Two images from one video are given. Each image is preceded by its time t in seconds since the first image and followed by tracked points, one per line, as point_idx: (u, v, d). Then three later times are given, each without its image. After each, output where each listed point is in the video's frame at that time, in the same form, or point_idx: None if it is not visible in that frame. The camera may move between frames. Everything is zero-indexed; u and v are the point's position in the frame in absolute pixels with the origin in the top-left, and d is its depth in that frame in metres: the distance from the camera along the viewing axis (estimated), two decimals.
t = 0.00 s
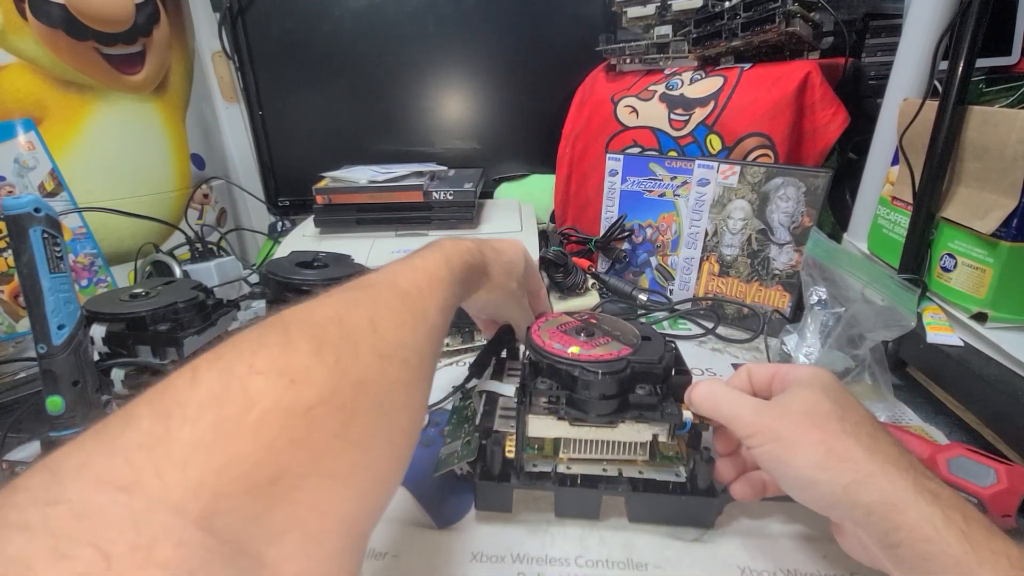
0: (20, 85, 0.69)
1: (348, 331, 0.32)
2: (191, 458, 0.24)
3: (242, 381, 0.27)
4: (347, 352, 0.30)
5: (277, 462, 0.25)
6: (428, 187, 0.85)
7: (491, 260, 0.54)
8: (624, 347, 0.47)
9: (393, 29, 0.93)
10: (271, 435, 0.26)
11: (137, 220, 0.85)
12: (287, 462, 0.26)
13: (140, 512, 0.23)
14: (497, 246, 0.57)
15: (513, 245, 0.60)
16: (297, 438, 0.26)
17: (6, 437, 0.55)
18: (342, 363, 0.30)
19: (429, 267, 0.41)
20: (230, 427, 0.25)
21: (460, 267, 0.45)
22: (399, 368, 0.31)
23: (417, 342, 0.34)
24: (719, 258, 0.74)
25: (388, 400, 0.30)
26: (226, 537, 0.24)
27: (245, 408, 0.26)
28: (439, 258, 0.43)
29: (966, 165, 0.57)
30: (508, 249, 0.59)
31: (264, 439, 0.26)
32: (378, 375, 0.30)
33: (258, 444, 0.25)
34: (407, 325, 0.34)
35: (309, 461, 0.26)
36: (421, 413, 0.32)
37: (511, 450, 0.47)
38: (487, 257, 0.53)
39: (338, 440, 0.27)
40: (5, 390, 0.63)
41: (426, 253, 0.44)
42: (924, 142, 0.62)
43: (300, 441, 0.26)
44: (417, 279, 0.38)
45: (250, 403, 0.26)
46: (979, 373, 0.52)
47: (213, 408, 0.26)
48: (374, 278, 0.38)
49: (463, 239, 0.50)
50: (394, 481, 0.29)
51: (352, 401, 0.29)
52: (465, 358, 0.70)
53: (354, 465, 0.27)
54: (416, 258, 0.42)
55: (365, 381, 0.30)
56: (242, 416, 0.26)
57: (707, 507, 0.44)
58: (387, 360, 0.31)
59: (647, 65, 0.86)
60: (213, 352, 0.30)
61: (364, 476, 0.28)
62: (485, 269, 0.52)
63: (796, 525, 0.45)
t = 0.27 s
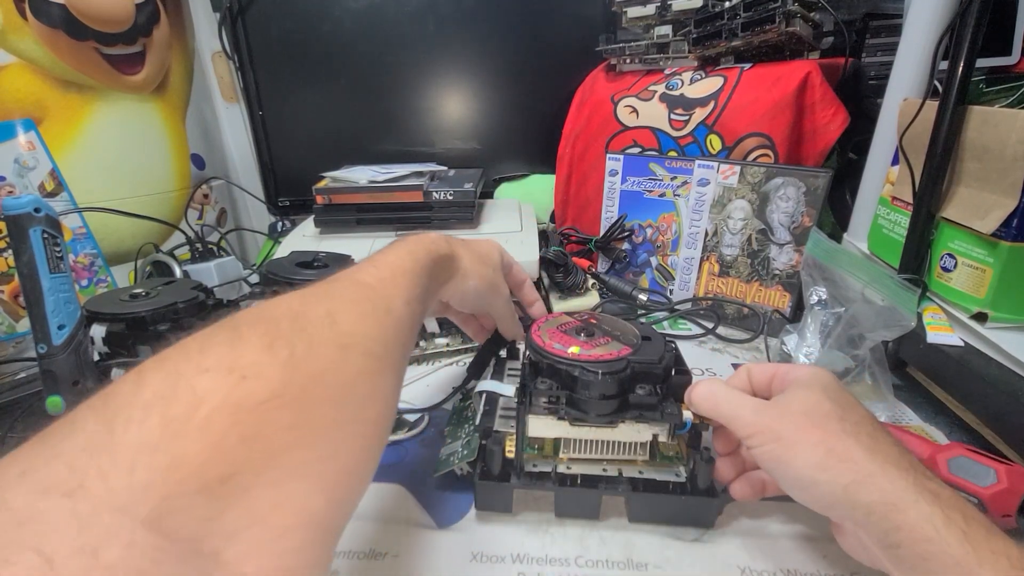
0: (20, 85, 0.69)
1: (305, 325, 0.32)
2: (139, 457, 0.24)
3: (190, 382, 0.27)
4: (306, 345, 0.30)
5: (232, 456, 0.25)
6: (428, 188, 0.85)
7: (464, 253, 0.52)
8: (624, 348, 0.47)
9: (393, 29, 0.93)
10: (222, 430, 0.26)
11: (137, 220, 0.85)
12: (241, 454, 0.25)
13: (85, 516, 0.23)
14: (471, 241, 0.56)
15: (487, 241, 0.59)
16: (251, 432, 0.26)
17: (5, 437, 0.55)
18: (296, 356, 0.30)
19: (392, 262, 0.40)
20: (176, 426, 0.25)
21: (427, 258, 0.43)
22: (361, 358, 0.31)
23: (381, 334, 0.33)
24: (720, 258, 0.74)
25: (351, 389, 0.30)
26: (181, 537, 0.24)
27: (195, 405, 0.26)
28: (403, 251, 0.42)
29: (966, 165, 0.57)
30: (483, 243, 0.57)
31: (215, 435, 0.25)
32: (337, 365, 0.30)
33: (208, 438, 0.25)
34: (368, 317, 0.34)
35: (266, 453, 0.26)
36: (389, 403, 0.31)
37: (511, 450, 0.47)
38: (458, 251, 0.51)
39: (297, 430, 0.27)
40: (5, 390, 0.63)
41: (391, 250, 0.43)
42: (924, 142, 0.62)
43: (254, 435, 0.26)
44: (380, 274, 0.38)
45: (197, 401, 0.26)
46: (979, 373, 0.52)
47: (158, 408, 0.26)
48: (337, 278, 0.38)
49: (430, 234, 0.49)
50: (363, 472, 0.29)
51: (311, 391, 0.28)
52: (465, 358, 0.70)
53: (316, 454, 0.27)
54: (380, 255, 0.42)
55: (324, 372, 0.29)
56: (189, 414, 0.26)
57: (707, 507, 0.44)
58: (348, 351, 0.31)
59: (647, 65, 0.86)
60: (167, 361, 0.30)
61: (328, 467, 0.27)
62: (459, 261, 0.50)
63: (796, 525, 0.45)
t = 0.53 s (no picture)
0: (20, 85, 0.69)
1: (254, 342, 0.32)
2: (70, 494, 0.25)
3: (124, 412, 0.28)
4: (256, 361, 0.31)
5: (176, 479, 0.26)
6: (428, 188, 0.85)
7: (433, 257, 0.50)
8: (624, 348, 0.47)
9: (394, 29, 0.93)
10: (161, 456, 0.26)
11: (137, 220, 0.85)
12: (186, 477, 0.26)
13: (14, 556, 0.24)
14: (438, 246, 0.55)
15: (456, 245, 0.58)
16: (194, 455, 0.26)
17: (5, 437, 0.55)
18: (239, 374, 0.30)
19: (348, 277, 0.40)
20: (109, 459, 0.26)
21: (385, 268, 0.42)
22: (314, 370, 0.32)
23: (337, 343, 0.34)
24: (719, 258, 0.74)
25: (304, 402, 0.30)
26: (118, 569, 0.24)
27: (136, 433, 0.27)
28: (359, 267, 0.41)
29: (966, 165, 0.57)
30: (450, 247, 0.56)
31: (155, 462, 0.26)
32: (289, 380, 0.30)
33: (147, 466, 0.26)
34: (322, 328, 0.34)
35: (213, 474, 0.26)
36: (347, 412, 0.32)
37: (511, 450, 0.47)
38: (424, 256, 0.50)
39: (243, 450, 0.27)
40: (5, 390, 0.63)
41: (347, 266, 0.42)
42: (924, 142, 0.62)
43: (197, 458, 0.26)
44: (338, 286, 0.39)
45: (132, 431, 0.27)
46: (979, 373, 0.52)
47: (89, 442, 0.26)
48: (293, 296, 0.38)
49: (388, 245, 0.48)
50: (320, 486, 0.29)
51: (258, 409, 0.29)
52: (465, 358, 0.69)
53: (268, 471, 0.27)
54: (335, 273, 0.41)
55: (273, 387, 0.30)
56: (124, 445, 0.26)
57: (707, 507, 0.44)
58: (299, 363, 0.31)
59: (647, 65, 0.86)
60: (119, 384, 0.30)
61: (280, 484, 0.27)
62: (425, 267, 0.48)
63: (794, 525, 0.45)
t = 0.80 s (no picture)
0: (20, 85, 0.69)
1: (218, 373, 0.32)
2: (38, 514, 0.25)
3: (74, 452, 0.27)
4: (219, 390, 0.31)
5: (126, 516, 0.25)
6: (428, 188, 0.85)
7: (415, 271, 0.54)
8: (624, 348, 0.47)
9: (394, 29, 0.93)
10: (107, 495, 0.26)
11: (137, 220, 0.85)
12: (137, 515, 0.26)
13: None
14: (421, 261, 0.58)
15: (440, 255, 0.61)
16: (145, 493, 0.26)
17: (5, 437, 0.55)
18: (197, 406, 0.30)
19: (326, 296, 0.42)
20: (52, 502, 0.25)
21: (365, 285, 0.45)
22: (279, 396, 0.32)
23: (303, 369, 0.34)
24: (720, 258, 0.74)
25: (265, 432, 0.30)
26: None
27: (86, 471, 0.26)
28: (339, 284, 0.45)
29: (966, 165, 0.57)
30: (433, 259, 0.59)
31: (102, 499, 0.26)
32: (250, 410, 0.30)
33: (93, 506, 0.25)
34: (287, 355, 0.34)
35: (166, 510, 0.26)
36: (313, 440, 0.31)
37: (511, 450, 0.47)
38: (408, 272, 0.53)
39: (197, 485, 0.27)
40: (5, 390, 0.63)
41: (331, 284, 0.45)
42: (924, 142, 0.62)
43: (147, 496, 0.26)
44: (311, 312, 0.39)
45: (80, 470, 0.26)
46: (980, 373, 0.52)
47: (66, 456, 0.27)
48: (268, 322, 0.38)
49: (374, 263, 0.52)
50: (280, 518, 0.28)
51: (215, 441, 0.29)
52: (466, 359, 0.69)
53: (223, 505, 0.27)
54: (317, 292, 0.43)
55: (232, 416, 0.30)
56: (70, 485, 0.26)
57: (707, 507, 0.44)
58: (262, 391, 0.31)
59: (647, 65, 0.86)
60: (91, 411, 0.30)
61: (238, 519, 0.27)
62: (409, 282, 0.52)
63: (794, 525, 0.45)
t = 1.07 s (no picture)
0: (20, 85, 0.69)
1: (263, 394, 0.31)
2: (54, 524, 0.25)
3: (119, 475, 0.26)
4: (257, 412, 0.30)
5: (170, 551, 0.24)
6: (428, 187, 0.85)
7: (454, 279, 0.54)
8: (624, 348, 0.47)
9: (394, 29, 0.93)
10: (152, 527, 0.25)
11: (137, 220, 0.85)
12: (181, 547, 0.25)
13: None
14: (455, 264, 0.58)
15: (473, 257, 0.60)
16: (188, 523, 0.25)
17: (5, 436, 0.55)
18: (242, 431, 0.29)
19: (369, 305, 0.41)
20: (96, 533, 0.24)
21: (411, 296, 0.45)
22: (321, 423, 0.31)
23: (346, 392, 0.33)
24: (719, 258, 0.74)
25: (306, 462, 0.29)
26: None
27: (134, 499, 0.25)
28: (386, 293, 0.43)
29: (966, 164, 0.57)
30: (466, 261, 0.59)
31: (149, 529, 0.25)
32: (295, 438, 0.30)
33: (136, 540, 0.24)
34: (331, 376, 0.33)
35: (204, 543, 0.25)
36: (353, 471, 0.31)
37: (511, 450, 0.48)
38: (448, 279, 0.53)
39: (239, 517, 0.26)
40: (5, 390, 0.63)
41: (372, 292, 0.44)
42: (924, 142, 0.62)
43: (191, 528, 0.25)
44: (353, 325, 0.38)
45: (126, 497, 0.25)
46: (980, 373, 0.52)
47: (86, 472, 0.27)
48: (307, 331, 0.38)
49: (413, 270, 0.51)
50: (315, 552, 0.28)
51: (257, 472, 0.28)
52: (465, 359, 0.69)
53: (264, 543, 0.26)
54: (359, 300, 0.42)
55: (276, 444, 0.29)
56: (115, 514, 0.25)
57: (707, 507, 0.44)
58: (305, 417, 0.31)
59: (647, 65, 0.86)
60: (128, 430, 0.29)
61: (275, 554, 0.26)
62: (453, 293, 0.52)
63: (794, 525, 0.45)
